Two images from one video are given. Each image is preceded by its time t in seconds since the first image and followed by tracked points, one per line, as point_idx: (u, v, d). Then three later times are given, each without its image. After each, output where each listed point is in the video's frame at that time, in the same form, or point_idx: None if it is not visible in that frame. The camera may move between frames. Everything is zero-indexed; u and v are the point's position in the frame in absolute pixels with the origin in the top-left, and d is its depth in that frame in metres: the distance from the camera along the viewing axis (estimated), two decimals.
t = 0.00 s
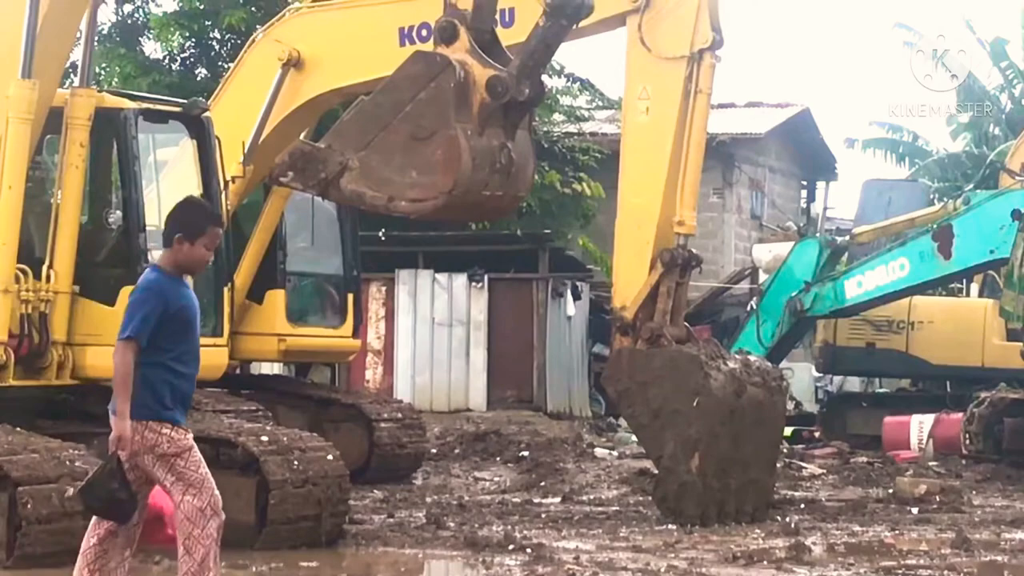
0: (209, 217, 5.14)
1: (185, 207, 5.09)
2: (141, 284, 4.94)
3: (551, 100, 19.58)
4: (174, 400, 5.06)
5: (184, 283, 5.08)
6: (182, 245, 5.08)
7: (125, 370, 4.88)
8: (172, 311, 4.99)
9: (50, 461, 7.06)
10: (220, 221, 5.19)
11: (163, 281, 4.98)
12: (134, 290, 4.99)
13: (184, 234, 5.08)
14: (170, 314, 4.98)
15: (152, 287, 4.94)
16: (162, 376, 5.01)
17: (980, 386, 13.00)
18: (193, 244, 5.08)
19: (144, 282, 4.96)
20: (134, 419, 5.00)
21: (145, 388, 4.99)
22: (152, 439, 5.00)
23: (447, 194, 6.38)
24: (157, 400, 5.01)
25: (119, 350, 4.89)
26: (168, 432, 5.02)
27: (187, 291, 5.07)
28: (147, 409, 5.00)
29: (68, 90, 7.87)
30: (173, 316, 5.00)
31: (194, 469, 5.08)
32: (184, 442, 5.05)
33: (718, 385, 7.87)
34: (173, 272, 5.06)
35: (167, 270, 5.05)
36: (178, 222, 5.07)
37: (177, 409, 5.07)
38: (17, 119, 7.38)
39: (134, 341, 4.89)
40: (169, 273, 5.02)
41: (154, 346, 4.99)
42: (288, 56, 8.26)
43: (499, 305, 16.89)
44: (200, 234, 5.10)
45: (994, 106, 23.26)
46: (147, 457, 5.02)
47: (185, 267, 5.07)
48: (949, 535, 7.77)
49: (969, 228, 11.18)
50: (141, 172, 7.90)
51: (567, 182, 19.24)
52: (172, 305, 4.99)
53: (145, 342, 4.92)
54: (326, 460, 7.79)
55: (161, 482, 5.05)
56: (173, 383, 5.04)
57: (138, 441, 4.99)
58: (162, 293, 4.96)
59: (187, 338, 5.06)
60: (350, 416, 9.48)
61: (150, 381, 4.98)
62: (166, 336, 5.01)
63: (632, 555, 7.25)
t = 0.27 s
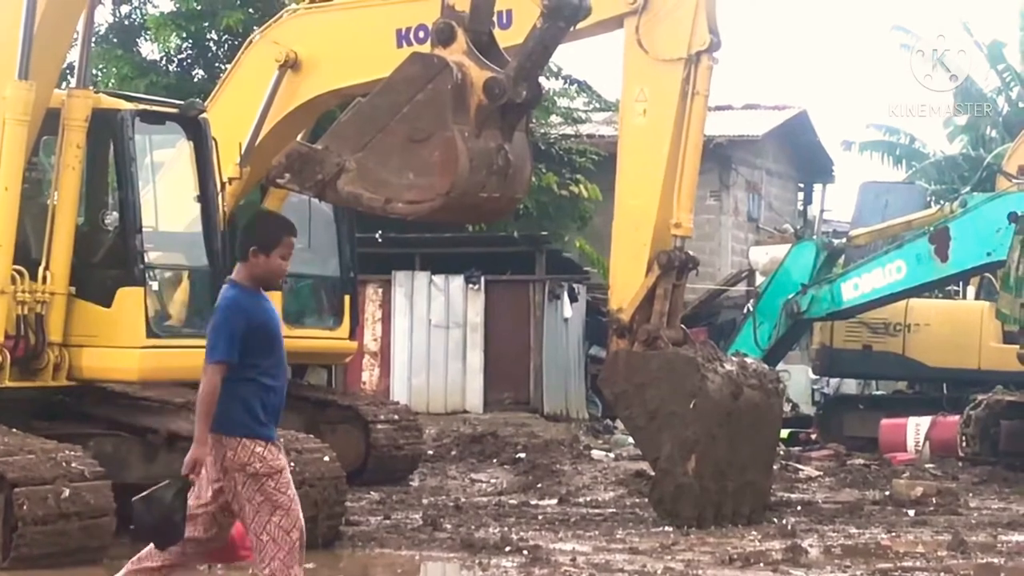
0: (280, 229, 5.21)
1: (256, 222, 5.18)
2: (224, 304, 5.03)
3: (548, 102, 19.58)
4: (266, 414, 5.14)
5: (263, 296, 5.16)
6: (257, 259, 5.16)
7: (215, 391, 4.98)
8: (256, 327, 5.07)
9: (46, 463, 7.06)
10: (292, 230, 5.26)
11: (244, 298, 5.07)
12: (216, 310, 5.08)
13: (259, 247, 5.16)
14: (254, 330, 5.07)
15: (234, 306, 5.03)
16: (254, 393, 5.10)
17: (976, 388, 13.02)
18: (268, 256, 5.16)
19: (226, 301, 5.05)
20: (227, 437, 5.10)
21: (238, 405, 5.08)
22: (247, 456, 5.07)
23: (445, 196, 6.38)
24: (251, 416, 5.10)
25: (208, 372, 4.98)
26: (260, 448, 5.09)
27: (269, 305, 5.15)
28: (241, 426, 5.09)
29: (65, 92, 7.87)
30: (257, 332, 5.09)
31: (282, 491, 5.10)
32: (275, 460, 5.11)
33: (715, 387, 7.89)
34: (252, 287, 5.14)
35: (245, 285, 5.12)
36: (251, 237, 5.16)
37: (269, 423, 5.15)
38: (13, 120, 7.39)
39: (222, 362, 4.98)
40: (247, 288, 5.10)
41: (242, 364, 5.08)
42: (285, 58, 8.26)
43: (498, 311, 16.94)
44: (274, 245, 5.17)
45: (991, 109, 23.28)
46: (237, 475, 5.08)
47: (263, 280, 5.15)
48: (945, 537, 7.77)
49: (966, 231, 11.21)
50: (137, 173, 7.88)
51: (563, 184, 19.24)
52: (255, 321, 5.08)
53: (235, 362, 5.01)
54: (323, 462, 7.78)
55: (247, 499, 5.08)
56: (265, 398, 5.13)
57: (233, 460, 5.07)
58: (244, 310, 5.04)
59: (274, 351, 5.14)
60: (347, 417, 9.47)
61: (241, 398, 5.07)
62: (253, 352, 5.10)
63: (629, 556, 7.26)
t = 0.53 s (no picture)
0: (341, 217, 5.23)
1: (319, 210, 5.17)
2: (291, 293, 5.03)
3: (543, 103, 19.60)
4: (325, 404, 5.17)
5: (324, 284, 5.18)
6: (318, 246, 5.17)
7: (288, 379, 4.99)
8: (319, 316, 5.09)
9: (41, 463, 7.06)
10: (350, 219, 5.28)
11: (309, 286, 5.08)
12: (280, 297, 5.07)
13: (320, 234, 5.17)
14: (319, 318, 5.09)
15: (302, 293, 5.04)
16: (314, 383, 5.13)
17: (971, 390, 13.03)
18: (331, 244, 5.17)
19: (292, 289, 5.05)
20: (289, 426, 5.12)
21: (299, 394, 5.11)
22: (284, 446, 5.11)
23: (440, 197, 6.35)
24: (310, 404, 5.13)
25: (280, 359, 4.98)
26: (307, 439, 5.11)
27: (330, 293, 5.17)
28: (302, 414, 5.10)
29: (60, 92, 7.85)
30: (321, 320, 5.11)
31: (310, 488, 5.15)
32: (320, 453, 5.13)
33: (710, 388, 7.88)
34: (312, 274, 5.15)
35: (307, 272, 5.14)
36: (314, 224, 5.15)
37: (327, 413, 5.18)
38: (8, 120, 7.36)
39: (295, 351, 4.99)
40: (311, 276, 5.11)
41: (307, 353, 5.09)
42: (281, 59, 8.26)
43: (491, 308, 16.92)
44: (335, 233, 5.18)
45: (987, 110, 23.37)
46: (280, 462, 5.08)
47: (325, 269, 5.17)
48: (939, 538, 7.78)
49: (960, 232, 11.21)
50: (133, 174, 7.87)
51: (559, 185, 19.26)
52: (320, 310, 5.09)
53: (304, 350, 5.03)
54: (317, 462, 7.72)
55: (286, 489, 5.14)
56: (325, 386, 5.16)
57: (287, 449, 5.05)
58: (310, 298, 5.06)
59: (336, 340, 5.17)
60: (343, 418, 9.46)
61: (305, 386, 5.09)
62: (314, 340, 5.12)
63: (623, 557, 7.26)
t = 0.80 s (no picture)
0: (402, 229, 5.15)
1: (382, 221, 5.10)
2: (355, 300, 4.94)
3: (538, 104, 19.61)
4: (382, 417, 5.08)
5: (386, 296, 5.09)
6: (383, 257, 5.09)
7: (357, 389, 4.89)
8: (382, 327, 5.00)
9: (35, 464, 7.05)
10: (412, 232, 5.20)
11: (372, 296, 4.99)
12: (342, 306, 4.98)
13: (384, 246, 5.09)
14: (381, 329, 5.00)
15: (367, 303, 4.94)
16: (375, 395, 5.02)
17: (965, 391, 13.04)
18: (394, 256, 5.09)
19: (355, 298, 4.96)
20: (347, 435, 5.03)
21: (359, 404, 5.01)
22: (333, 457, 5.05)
23: (434, 198, 6.35)
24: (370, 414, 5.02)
25: (347, 370, 4.87)
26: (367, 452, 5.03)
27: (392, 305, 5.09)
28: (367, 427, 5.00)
29: (54, 93, 7.85)
30: (383, 330, 5.02)
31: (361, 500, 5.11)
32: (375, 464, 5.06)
33: (704, 388, 7.88)
34: (375, 286, 5.07)
35: (369, 283, 5.05)
36: (378, 235, 5.08)
37: (385, 425, 5.09)
38: (2, 120, 7.38)
39: (360, 359, 4.89)
40: (375, 286, 5.03)
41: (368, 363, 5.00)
42: (275, 60, 8.27)
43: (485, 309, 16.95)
44: (398, 245, 5.10)
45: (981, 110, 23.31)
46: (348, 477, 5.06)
47: (387, 280, 5.09)
48: (933, 539, 7.79)
49: (954, 233, 11.24)
50: (126, 175, 7.88)
51: (553, 185, 19.27)
52: (383, 320, 5.01)
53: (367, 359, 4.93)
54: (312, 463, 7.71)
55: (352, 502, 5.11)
56: (382, 397, 5.05)
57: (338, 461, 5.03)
58: (373, 308, 4.96)
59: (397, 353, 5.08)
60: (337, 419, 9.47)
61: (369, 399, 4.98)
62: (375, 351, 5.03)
63: (617, 558, 7.26)
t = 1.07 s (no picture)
0: (469, 237, 5.12)
1: (443, 230, 5.09)
2: (416, 309, 4.94)
3: (532, 105, 19.60)
4: (451, 423, 5.04)
5: (454, 304, 5.08)
6: (447, 265, 5.06)
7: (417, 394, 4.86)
8: (444, 332, 4.99)
9: (29, 465, 7.05)
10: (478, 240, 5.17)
11: (433, 304, 4.99)
12: (405, 316, 5.00)
13: (449, 254, 5.06)
14: (443, 336, 4.99)
15: (426, 311, 4.95)
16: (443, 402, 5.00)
17: (960, 392, 13.04)
18: (456, 264, 5.06)
19: (416, 307, 4.97)
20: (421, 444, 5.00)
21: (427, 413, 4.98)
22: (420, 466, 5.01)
23: (429, 199, 6.38)
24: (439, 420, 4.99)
25: (406, 376, 4.88)
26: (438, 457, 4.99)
27: (458, 312, 5.07)
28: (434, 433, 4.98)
29: (49, 94, 7.84)
30: (445, 337, 5.01)
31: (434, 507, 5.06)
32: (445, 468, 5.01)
33: (698, 389, 7.89)
34: (439, 294, 5.07)
35: (435, 293, 5.05)
36: (442, 243, 5.06)
37: (459, 430, 5.05)
38: None
39: (419, 366, 4.89)
40: (436, 294, 5.02)
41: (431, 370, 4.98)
42: (269, 61, 8.26)
43: (481, 313, 17.03)
44: (464, 253, 5.07)
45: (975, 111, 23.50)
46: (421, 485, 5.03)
47: (451, 288, 5.07)
48: (928, 540, 7.79)
49: (949, 234, 11.21)
50: (121, 176, 7.88)
51: (548, 186, 19.27)
52: (444, 328, 4.99)
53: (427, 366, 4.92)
54: (306, 464, 7.80)
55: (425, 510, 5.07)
56: (450, 404, 5.03)
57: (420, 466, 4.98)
58: (434, 315, 4.96)
59: (464, 359, 5.05)
60: (331, 420, 9.47)
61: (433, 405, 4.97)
62: (440, 358, 5.01)
63: (612, 559, 7.27)
